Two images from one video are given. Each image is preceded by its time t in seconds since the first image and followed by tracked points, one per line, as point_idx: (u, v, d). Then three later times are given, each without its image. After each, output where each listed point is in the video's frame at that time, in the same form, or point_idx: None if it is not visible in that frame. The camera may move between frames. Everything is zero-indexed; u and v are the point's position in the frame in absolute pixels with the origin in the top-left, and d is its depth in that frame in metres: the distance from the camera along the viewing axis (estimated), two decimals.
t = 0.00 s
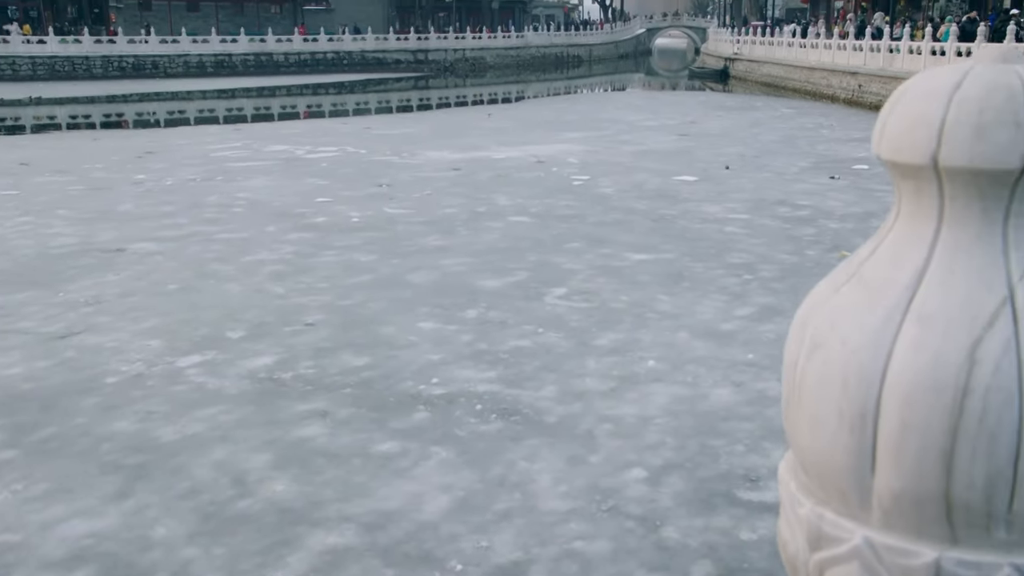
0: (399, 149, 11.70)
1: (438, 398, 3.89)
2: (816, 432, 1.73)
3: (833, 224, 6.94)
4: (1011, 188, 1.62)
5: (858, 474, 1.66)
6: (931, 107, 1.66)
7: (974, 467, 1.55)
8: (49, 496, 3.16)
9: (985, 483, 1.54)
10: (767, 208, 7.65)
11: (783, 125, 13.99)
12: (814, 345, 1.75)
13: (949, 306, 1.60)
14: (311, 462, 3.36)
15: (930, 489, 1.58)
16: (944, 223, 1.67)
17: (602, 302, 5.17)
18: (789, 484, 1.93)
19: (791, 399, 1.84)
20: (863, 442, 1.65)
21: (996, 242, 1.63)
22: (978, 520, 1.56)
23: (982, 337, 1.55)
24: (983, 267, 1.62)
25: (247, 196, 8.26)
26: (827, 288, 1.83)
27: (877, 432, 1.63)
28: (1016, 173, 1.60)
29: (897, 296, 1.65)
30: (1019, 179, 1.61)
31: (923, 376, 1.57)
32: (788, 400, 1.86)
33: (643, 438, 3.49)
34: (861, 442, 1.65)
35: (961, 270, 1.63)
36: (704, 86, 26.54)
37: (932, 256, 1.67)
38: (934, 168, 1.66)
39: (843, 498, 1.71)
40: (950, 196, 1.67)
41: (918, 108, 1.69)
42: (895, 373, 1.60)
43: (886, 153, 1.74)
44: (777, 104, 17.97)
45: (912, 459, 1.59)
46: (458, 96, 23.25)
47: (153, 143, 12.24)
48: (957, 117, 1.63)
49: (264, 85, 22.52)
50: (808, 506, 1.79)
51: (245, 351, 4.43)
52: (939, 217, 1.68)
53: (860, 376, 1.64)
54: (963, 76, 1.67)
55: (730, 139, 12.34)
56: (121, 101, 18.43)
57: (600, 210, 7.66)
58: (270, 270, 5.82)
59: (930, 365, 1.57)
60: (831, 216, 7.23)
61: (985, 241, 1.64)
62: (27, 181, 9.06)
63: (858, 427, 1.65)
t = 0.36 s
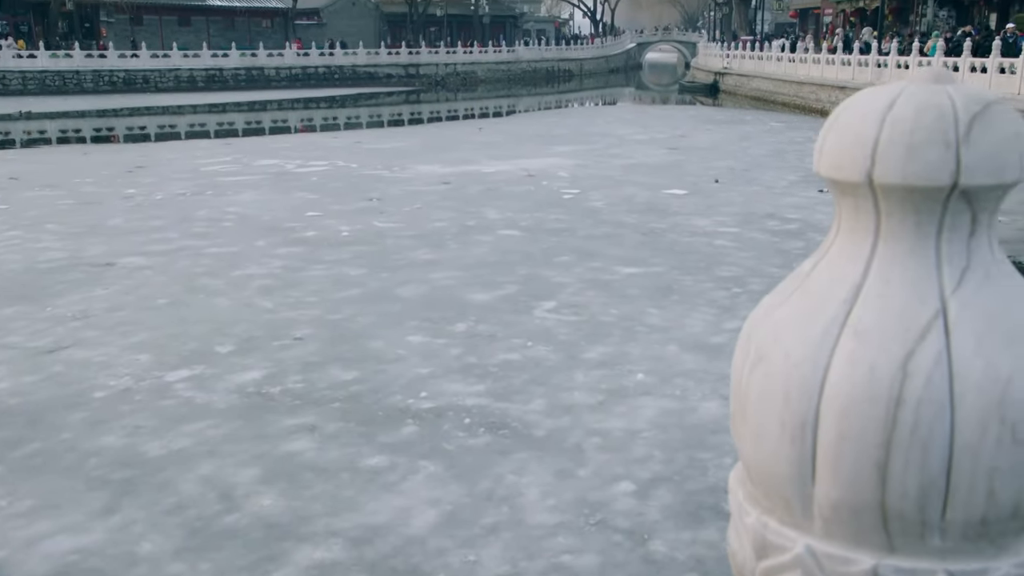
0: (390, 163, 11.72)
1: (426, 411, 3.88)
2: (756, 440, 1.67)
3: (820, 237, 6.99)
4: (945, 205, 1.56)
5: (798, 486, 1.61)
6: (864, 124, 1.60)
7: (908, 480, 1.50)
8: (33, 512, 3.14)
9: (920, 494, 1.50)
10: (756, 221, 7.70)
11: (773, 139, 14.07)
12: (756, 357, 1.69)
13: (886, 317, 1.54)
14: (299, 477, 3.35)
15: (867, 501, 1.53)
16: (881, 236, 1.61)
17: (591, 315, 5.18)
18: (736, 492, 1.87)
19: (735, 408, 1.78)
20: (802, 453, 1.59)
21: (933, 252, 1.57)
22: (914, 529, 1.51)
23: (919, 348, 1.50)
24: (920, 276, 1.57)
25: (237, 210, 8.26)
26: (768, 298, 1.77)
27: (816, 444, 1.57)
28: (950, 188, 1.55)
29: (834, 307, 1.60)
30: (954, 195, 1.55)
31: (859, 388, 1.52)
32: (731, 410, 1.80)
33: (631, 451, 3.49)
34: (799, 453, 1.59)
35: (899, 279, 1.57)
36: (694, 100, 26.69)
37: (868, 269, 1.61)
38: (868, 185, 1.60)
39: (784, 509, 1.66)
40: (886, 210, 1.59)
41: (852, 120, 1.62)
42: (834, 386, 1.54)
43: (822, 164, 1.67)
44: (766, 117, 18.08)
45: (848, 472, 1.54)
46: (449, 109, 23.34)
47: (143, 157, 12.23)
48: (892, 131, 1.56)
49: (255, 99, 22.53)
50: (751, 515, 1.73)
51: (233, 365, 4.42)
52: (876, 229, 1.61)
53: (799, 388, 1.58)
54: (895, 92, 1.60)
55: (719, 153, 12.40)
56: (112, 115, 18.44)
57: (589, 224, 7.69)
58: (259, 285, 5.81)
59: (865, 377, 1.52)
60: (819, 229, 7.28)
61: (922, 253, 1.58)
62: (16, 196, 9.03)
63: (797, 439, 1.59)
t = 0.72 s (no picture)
0: (380, 176, 11.72)
1: (414, 425, 3.88)
2: (702, 452, 1.55)
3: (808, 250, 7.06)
4: (885, 223, 1.45)
5: (745, 498, 1.48)
6: (805, 143, 1.48)
7: (851, 488, 1.39)
8: (18, 527, 3.13)
9: (863, 502, 1.39)
10: (744, 234, 7.73)
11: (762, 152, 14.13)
12: (704, 371, 1.56)
13: (830, 326, 1.43)
14: (285, 491, 3.34)
15: (810, 511, 1.41)
16: (825, 247, 1.49)
17: (580, 328, 5.19)
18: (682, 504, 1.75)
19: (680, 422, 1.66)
20: (747, 466, 1.46)
21: (877, 265, 1.46)
22: (857, 537, 1.40)
23: (860, 361, 1.39)
24: (860, 288, 1.46)
25: (226, 224, 8.25)
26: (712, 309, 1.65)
27: (761, 458, 1.45)
28: (892, 207, 1.43)
29: (779, 319, 1.48)
30: (896, 211, 1.44)
31: (802, 401, 1.40)
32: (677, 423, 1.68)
33: (619, 464, 3.49)
34: (743, 464, 1.47)
35: (842, 292, 1.46)
36: (684, 113, 26.79)
37: (813, 286, 1.49)
38: (813, 205, 1.48)
39: (731, 519, 1.53)
40: (830, 225, 1.47)
41: (792, 139, 1.51)
42: (778, 397, 1.43)
43: (767, 181, 1.55)
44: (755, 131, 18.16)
45: (790, 485, 1.42)
46: (440, 123, 23.38)
47: (132, 171, 12.21)
48: (834, 149, 1.45)
49: (245, 113, 22.54)
50: (700, 526, 1.60)
51: (220, 379, 4.41)
52: (820, 244, 1.50)
53: (743, 402, 1.46)
54: (836, 111, 1.49)
55: (708, 166, 12.45)
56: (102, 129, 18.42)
57: (578, 237, 7.70)
58: (247, 298, 5.80)
59: (808, 390, 1.40)
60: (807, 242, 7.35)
61: (865, 267, 1.46)
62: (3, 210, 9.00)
63: (743, 452, 1.46)
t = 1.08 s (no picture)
0: (371, 191, 11.73)
1: (403, 440, 3.87)
2: (656, 468, 1.41)
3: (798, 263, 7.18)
4: (834, 240, 1.32)
5: (701, 514, 1.35)
6: (754, 161, 1.35)
7: (801, 502, 1.26)
8: (3, 544, 3.11)
9: (813, 515, 1.26)
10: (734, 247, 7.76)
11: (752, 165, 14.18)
12: (661, 383, 1.41)
13: (778, 334, 1.31)
14: (273, 506, 3.33)
15: (760, 526, 1.29)
16: (775, 256, 1.36)
17: (570, 341, 5.19)
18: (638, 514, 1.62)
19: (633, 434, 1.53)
20: (698, 481, 1.34)
21: (827, 276, 1.33)
22: (808, 547, 1.28)
23: (809, 376, 1.27)
24: (813, 299, 1.33)
25: (216, 238, 8.25)
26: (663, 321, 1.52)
27: (715, 474, 1.32)
28: (839, 222, 1.30)
29: (729, 333, 1.35)
30: (843, 229, 1.31)
31: (750, 415, 1.28)
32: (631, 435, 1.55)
33: (608, 478, 3.49)
34: (697, 481, 1.34)
35: (793, 306, 1.33)
36: (675, 127, 26.89)
37: (765, 299, 1.36)
38: (762, 222, 1.35)
39: (687, 530, 1.40)
40: (781, 238, 1.34)
41: (743, 157, 1.38)
42: (730, 408, 1.30)
43: (720, 196, 1.42)
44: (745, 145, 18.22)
45: (738, 498, 1.30)
46: (432, 138, 23.41)
47: (123, 185, 12.19)
48: (783, 167, 1.32)
49: (237, 127, 22.53)
50: (656, 540, 1.46)
51: (208, 395, 4.39)
52: (772, 256, 1.37)
53: (697, 416, 1.33)
54: (784, 133, 1.36)
55: (699, 180, 12.49)
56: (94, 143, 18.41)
57: (569, 250, 7.71)
58: (237, 312, 5.80)
59: (756, 404, 1.28)
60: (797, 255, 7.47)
61: (817, 281, 1.34)
62: None
63: (696, 462, 1.33)
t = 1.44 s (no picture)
0: (362, 204, 11.73)
1: (393, 452, 3.87)
2: (614, 479, 1.44)
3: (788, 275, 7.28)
4: (786, 256, 1.36)
5: (657, 525, 1.38)
6: (711, 176, 1.39)
7: (754, 515, 1.30)
8: None
9: (766, 527, 1.30)
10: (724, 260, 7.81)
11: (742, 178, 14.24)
12: (612, 396, 1.44)
13: (732, 349, 1.34)
14: (263, 519, 3.32)
15: (714, 536, 1.32)
16: (730, 273, 1.39)
17: (560, 354, 5.20)
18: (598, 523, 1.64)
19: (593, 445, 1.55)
20: (656, 492, 1.36)
21: (779, 293, 1.37)
22: (762, 558, 1.31)
23: (762, 390, 1.30)
24: (766, 316, 1.36)
25: (207, 251, 8.24)
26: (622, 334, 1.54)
27: (672, 485, 1.35)
28: (791, 237, 1.34)
29: (686, 345, 1.38)
30: (795, 244, 1.35)
31: (706, 424, 1.31)
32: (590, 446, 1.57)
33: (597, 490, 3.49)
34: (655, 492, 1.37)
35: (746, 321, 1.36)
36: (666, 140, 26.98)
37: (720, 314, 1.39)
38: (717, 238, 1.39)
39: (645, 542, 1.42)
40: (735, 254, 1.38)
41: (700, 172, 1.41)
42: (687, 419, 1.33)
43: (675, 210, 1.46)
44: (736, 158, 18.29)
45: (693, 509, 1.33)
46: (423, 150, 23.42)
47: (113, 199, 12.17)
48: (737, 184, 1.36)
49: (228, 141, 22.52)
50: (614, 550, 1.48)
51: (197, 408, 4.38)
52: (726, 269, 1.40)
53: (654, 426, 1.36)
54: (738, 148, 1.40)
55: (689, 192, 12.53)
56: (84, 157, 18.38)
57: (560, 263, 7.73)
58: (227, 325, 5.79)
59: (708, 416, 1.31)
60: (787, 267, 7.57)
61: (770, 297, 1.37)
62: None
63: (654, 471, 1.36)
